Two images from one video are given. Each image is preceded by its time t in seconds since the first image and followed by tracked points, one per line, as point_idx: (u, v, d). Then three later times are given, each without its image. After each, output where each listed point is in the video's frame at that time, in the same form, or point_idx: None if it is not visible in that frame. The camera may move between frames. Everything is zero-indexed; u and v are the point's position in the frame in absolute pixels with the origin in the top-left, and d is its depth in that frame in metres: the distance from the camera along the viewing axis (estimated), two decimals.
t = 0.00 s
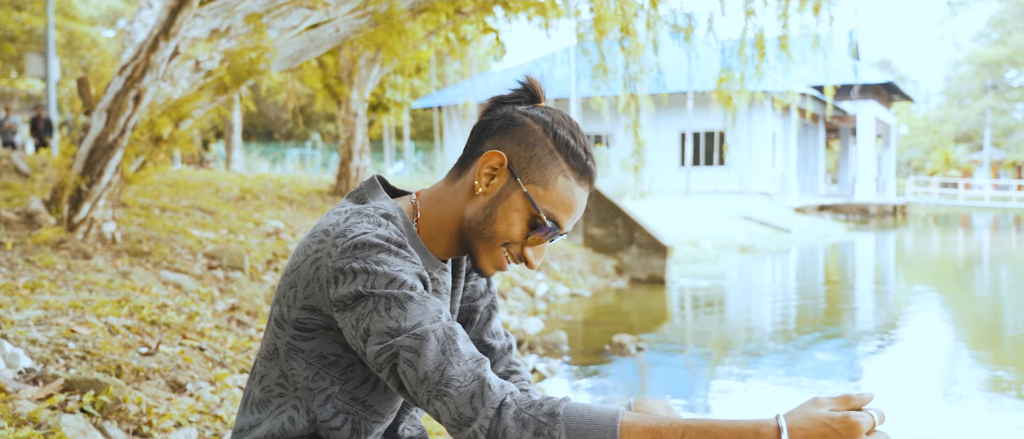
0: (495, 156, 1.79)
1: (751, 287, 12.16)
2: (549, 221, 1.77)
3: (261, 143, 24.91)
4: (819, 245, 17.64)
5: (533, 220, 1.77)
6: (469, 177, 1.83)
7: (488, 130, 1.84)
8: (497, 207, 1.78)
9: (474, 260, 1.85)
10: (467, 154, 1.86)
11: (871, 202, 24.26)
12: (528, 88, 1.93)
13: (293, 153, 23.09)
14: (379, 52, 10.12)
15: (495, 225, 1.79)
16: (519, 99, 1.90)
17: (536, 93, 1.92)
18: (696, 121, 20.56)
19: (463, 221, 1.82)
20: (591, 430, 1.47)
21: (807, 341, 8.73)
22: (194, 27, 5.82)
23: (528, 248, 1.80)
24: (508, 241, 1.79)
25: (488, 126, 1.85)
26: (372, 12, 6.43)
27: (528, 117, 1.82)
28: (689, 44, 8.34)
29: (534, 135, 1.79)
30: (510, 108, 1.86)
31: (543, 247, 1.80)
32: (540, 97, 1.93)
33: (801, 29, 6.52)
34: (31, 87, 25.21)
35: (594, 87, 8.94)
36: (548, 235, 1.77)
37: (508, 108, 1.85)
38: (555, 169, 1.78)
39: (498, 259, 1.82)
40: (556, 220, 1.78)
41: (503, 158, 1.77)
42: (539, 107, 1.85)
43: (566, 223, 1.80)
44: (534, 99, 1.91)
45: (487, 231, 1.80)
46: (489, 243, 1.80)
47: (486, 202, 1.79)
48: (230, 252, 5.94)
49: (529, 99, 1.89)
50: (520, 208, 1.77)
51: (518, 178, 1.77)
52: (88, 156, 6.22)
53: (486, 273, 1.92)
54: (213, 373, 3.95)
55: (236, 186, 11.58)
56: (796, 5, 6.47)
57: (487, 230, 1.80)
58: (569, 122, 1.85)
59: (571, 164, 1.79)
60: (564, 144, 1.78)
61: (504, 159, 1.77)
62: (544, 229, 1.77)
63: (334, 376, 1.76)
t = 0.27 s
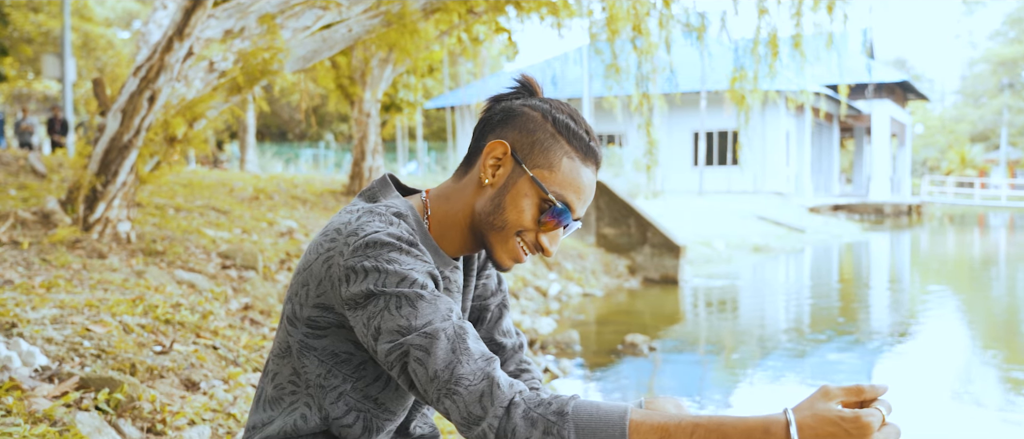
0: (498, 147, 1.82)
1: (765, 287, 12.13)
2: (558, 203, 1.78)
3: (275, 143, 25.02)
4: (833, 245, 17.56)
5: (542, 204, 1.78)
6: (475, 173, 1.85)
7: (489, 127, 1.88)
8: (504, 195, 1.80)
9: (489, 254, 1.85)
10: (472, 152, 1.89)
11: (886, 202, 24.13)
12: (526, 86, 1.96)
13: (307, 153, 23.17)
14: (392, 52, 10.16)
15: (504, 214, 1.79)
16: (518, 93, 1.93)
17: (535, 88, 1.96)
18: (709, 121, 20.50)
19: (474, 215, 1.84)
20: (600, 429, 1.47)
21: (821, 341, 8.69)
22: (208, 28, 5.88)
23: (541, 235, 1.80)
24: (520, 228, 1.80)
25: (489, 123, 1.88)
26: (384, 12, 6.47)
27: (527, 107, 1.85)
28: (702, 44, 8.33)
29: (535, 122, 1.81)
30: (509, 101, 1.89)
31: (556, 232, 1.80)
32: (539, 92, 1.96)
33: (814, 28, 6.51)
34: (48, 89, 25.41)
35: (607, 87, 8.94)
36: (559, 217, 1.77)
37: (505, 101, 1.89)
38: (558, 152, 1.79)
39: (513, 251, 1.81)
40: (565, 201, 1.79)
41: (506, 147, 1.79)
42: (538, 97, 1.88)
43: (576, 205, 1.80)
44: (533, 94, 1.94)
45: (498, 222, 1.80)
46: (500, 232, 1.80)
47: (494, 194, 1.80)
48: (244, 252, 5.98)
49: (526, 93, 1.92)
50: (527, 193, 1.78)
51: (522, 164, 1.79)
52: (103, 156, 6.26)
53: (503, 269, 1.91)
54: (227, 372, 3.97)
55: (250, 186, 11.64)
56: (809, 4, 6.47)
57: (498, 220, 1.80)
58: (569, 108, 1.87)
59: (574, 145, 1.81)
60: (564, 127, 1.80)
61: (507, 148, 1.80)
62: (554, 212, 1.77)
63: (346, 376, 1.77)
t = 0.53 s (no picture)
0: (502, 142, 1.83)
1: (778, 287, 12.08)
2: (565, 193, 1.79)
3: (289, 143, 25.10)
4: (847, 245, 17.47)
5: (549, 196, 1.79)
6: (480, 169, 1.87)
7: (492, 123, 1.89)
8: (512, 189, 1.81)
9: (499, 249, 1.86)
10: (477, 149, 1.91)
11: (901, 202, 23.98)
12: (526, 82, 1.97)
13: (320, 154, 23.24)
14: (404, 53, 10.19)
15: (512, 208, 1.81)
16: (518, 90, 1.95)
17: (535, 83, 1.98)
18: (722, 120, 20.44)
19: (482, 211, 1.85)
20: (605, 426, 1.48)
21: (835, 342, 8.66)
22: (222, 30, 5.95)
23: (550, 227, 1.81)
24: (528, 221, 1.81)
25: (492, 119, 1.90)
26: (397, 12, 6.50)
27: (528, 101, 1.87)
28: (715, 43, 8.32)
29: (537, 115, 1.83)
30: (510, 97, 1.91)
31: (565, 223, 1.82)
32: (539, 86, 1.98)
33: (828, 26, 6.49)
34: (64, 90, 25.59)
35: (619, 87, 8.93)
36: (566, 208, 1.79)
37: (506, 97, 1.91)
38: (562, 144, 1.81)
39: (523, 244, 1.82)
40: (571, 191, 1.80)
41: (510, 141, 1.81)
42: (539, 91, 1.90)
43: (583, 196, 1.82)
44: (533, 89, 1.95)
45: (506, 216, 1.82)
46: (509, 226, 1.82)
47: (501, 188, 1.82)
48: (257, 251, 6.01)
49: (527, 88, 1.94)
50: (534, 186, 1.80)
51: (527, 157, 1.80)
52: (118, 156, 6.31)
53: (514, 265, 1.92)
54: (239, 370, 4.00)
55: (263, 186, 11.69)
56: (823, 2, 6.44)
57: (506, 215, 1.82)
58: (571, 101, 1.88)
59: (577, 135, 1.82)
60: (566, 118, 1.82)
61: (511, 141, 1.82)
62: (561, 203, 1.79)
63: (356, 373, 1.78)
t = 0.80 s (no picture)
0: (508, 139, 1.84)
1: (790, 287, 12.04)
2: (572, 188, 1.80)
3: (301, 143, 25.18)
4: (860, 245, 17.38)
5: (556, 191, 1.80)
6: (487, 167, 1.88)
7: (497, 120, 1.90)
8: (519, 184, 1.82)
9: (507, 246, 1.87)
10: (483, 147, 1.91)
11: (914, 202, 23.85)
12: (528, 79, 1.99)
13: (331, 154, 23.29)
14: (414, 53, 10.21)
15: (519, 204, 1.82)
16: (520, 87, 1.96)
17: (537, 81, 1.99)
18: (734, 120, 20.38)
19: (489, 207, 1.86)
20: (611, 423, 1.48)
21: (846, 343, 8.62)
22: (233, 29, 6.01)
23: (558, 221, 1.82)
24: (537, 216, 1.82)
25: (496, 116, 1.91)
26: (407, 12, 6.54)
27: (532, 97, 1.88)
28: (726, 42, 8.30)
29: (541, 111, 1.84)
30: (514, 94, 1.92)
31: (572, 218, 1.83)
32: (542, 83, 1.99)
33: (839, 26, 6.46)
34: (77, 90, 25.74)
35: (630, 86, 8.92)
36: (573, 202, 1.80)
37: (510, 94, 1.92)
38: (568, 139, 1.82)
39: (532, 240, 1.83)
40: (578, 185, 1.81)
41: (516, 138, 1.82)
42: (541, 88, 1.91)
43: (589, 190, 1.83)
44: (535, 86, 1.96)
45: (514, 212, 1.83)
46: (517, 222, 1.83)
47: (508, 185, 1.83)
48: (268, 250, 6.04)
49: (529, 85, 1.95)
50: (541, 181, 1.81)
51: (533, 152, 1.82)
52: (131, 155, 6.36)
53: (522, 261, 1.93)
54: (250, 368, 4.03)
55: (274, 186, 11.73)
56: (835, 2, 6.42)
57: (514, 211, 1.83)
58: (573, 96, 1.90)
59: (581, 130, 1.83)
60: (570, 113, 1.83)
61: (517, 138, 1.83)
62: (568, 198, 1.80)
63: (364, 370, 1.79)
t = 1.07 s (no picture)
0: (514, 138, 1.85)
1: (801, 288, 12.01)
2: (579, 185, 1.81)
3: (312, 143, 25.26)
4: (872, 246, 17.30)
5: (564, 188, 1.81)
6: (494, 166, 1.89)
7: (504, 119, 1.91)
8: (527, 182, 1.83)
9: (515, 244, 1.87)
10: (490, 145, 1.92)
11: (927, 203, 23.72)
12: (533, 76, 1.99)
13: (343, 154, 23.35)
14: (425, 53, 10.24)
15: (527, 202, 1.83)
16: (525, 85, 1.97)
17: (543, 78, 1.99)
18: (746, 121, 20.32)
19: (498, 206, 1.87)
20: (617, 421, 1.49)
21: (858, 344, 8.58)
22: (245, 30, 6.08)
23: (567, 218, 1.82)
24: (545, 213, 1.82)
25: (502, 115, 1.92)
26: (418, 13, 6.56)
27: (537, 95, 1.89)
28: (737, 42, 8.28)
29: (546, 108, 1.85)
30: (519, 92, 1.93)
31: (580, 214, 1.83)
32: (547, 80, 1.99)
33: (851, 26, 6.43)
34: (91, 90, 25.90)
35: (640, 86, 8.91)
36: (581, 199, 1.80)
37: (515, 93, 1.92)
38: (574, 136, 1.83)
39: (540, 238, 1.83)
40: (584, 181, 1.82)
41: (523, 136, 1.83)
42: (546, 85, 1.92)
43: (596, 186, 1.83)
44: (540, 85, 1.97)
45: (522, 210, 1.83)
46: (526, 220, 1.83)
47: (515, 184, 1.84)
48: (279, 249, 6.07)
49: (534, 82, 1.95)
50: (549, 178, 1.81)
51: (540, 150, 1.82)
52: (143, 155, 6.40)
53: (532, 259, 1.93)
54: (260, 367, 4.05)
55: (286, 186, 11.78)
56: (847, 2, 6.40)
57: (522, 209, 1.83)
58: (579, 94, 1.90)
59: (587, 126, 1.84)
60: (576, 110, 1.84)
61: (523, 136, 1.83)
62: (575, 194, 1.81)
63: (373, 368, 1.80)
